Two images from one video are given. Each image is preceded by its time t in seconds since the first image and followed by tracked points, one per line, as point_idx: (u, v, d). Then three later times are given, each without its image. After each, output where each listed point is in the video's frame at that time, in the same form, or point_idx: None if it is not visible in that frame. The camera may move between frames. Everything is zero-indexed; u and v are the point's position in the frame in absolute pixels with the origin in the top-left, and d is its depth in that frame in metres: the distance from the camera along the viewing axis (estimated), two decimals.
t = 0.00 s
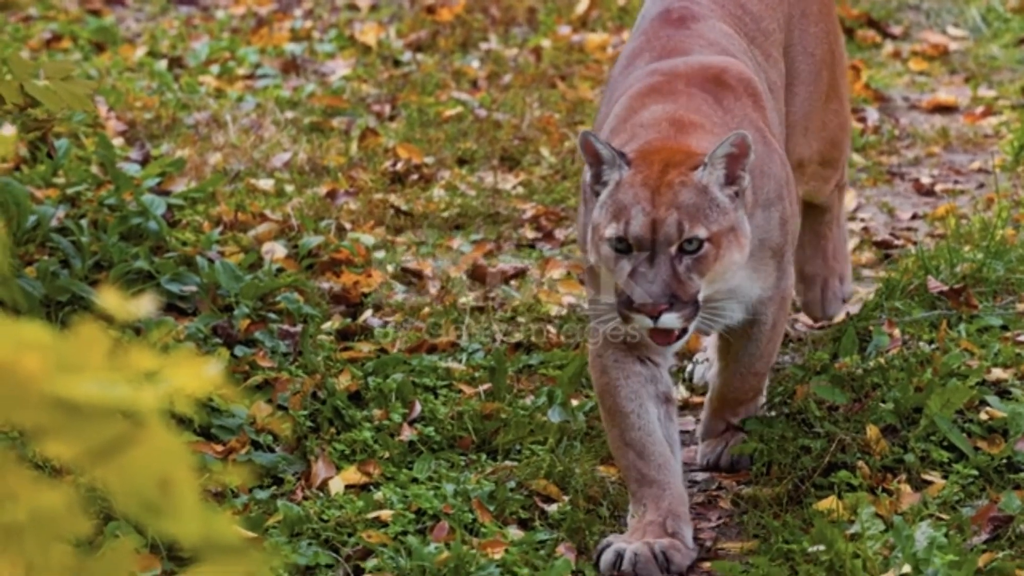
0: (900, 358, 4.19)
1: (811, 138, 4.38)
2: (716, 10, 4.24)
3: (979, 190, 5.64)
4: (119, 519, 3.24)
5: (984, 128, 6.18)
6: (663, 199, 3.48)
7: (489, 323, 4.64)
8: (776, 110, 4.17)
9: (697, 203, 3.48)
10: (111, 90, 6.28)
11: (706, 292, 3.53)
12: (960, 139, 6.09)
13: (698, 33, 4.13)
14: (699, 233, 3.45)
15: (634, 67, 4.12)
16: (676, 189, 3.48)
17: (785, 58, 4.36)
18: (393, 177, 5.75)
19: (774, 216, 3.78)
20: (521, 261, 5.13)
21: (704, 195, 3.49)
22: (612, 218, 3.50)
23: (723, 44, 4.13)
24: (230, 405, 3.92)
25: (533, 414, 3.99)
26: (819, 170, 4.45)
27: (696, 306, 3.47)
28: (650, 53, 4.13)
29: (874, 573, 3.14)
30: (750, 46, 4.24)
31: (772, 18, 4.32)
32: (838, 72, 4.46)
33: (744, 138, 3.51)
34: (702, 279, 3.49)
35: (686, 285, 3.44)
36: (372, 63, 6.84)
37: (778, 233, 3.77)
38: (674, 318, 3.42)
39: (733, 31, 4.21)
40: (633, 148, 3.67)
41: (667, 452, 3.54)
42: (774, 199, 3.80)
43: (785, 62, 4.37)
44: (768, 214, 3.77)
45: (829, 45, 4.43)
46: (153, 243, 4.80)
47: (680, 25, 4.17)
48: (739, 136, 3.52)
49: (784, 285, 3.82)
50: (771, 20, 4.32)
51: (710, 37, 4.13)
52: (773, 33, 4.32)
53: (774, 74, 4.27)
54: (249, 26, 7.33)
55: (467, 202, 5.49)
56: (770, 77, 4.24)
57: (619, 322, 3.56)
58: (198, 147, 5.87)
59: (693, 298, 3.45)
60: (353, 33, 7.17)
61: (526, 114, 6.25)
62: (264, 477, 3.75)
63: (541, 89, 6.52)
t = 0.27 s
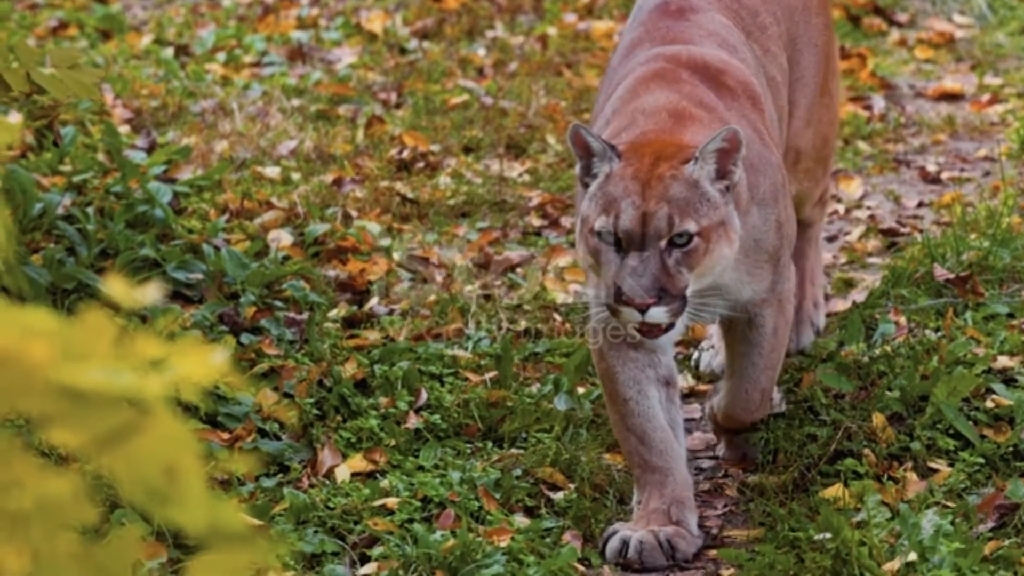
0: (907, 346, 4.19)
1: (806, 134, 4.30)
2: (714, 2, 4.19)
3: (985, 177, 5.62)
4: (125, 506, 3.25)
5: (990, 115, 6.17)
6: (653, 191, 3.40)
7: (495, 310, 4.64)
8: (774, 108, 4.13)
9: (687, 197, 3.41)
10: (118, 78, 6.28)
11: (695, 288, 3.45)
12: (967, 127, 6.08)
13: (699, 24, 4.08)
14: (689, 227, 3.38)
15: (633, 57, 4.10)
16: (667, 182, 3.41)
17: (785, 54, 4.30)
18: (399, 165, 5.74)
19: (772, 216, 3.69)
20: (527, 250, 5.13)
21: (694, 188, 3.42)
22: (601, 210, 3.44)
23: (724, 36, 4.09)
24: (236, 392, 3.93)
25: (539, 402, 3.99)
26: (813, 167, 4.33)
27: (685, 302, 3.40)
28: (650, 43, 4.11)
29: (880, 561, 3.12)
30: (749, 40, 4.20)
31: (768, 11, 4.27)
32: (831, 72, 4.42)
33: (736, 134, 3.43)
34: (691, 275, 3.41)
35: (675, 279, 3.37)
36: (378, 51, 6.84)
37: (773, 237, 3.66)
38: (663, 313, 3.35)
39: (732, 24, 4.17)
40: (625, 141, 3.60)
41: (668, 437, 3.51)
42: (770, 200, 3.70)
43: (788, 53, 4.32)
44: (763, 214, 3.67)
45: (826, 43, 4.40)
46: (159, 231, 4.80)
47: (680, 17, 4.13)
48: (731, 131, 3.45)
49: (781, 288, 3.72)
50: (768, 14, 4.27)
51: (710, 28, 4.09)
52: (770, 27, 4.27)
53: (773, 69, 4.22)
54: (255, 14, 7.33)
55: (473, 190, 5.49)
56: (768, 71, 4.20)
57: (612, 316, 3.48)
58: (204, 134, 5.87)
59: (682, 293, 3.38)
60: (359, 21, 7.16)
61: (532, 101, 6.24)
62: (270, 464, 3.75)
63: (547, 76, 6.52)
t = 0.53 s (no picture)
0: (913, 333, 4.19)
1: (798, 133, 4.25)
2: None
3: (992, 165, 5.61)
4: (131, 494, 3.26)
5: (996, 103, 6.16)
6: (644, 172, 3.39)
7: (501, 298, 4.64)
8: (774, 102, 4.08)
9: (678, 177, 3.39)
10: (124, 66, 6.28)
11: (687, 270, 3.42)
12: (973, 115, 6.07)
13: (700, 17, 4.05)
14: (679, 208, 3.35)
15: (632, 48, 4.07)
16: (658, 162, 3.39)
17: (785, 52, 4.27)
18: (405, 153, 5.74)
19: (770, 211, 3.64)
20: (533, 237, 5.13)
21: (685, 169, 3.40)
22: (593, 190, 3.42)
23: (727, 30, 4.07)
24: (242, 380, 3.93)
25: (545, 389, 4.00)
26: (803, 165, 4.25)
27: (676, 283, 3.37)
28: (652, 33, 4.07)
29: (886, 548, 3.13)
30: (749, 35, 4.17)
31: (767, 9, 4.25)
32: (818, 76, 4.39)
33: (728, 115, 3.41)
34: (682, 256, 3.38)
35: (665, 260, 3.35)
36: (384, 39, 6.84)
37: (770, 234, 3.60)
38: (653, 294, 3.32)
39: (734, 18, 4.14)
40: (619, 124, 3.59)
41: (670, 422, 3.52)
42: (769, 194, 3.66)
43: (790, 53, 4.30)
44: (763, 208, 3.61)
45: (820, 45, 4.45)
46: (165, 219, 4.80)
47: (681, 9, 4.09)
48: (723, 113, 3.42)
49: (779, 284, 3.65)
50: (766, 11, 4.24)
51: (712, 21, 4.06)
52: (768, 25, 4.23)
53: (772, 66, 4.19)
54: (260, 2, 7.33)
55: (479, 177, 5.49)
56: (767, 69, 4.16)
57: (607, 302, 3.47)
58: (211, 123, 5.88)
59: (673, 274, 3.36)
60: (365, 9, 7.16)
61: (538, 89, 6.24)
62: (276, 452, 3.76)
63: (553, 64, 6.52)
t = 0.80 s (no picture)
0: (920, 317, 4.18)
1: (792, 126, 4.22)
2: None
3: (999, 149, 5.60)
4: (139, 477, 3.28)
5: (1003, 87, 6.15)
6: (639, 145, 3.35)
7: (508, 282, 4.64)
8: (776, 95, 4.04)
9: (674, 150, 3.35)
10: (131, 50, 6.28)
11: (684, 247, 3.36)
12: (980, 99, 6.06)
13: (707, 8, 4.00)
14: (676, 180, 3.31)
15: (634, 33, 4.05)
16: (653, 136, 3.36)
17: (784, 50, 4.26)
18: (412, 137, 5.73)
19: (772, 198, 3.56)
20: (540, 221, 5.13)
21: (680, 142, 3.36)
22: (588, 164, 3.38)
23: (732, 22, 4.04)
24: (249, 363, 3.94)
25: (552, 372, 4.00)
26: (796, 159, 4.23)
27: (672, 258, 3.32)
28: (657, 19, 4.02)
29: (893, 531, 3.14)
30: (753, 30, 4.15)
31: (768, 6, 4.23)
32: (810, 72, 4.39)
33: (723, 88, 3.38)
34: (679, 231, 3.33)
35: (661, 234, 3.30)
36: (391, 23, 6.83)
37: (771, 222, 3.51)
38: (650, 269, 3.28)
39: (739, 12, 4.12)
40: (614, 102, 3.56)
41: (674, 405, 3.51)
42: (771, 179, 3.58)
43: (787, 51, 4.27)
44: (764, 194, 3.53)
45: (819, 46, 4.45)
46: (173, 202, 4.81)
47: None
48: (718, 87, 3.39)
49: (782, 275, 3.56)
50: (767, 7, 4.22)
51: (718, 12, 4.02)
52: (770, 21, 4.21)
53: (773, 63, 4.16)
54: None
55: (486, 161, 5.49)
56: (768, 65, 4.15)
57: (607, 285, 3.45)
58: (218, 107, 5.87)
59: (670, 248, 3.31)
60: None
61: (545, 73, 6.24)
62: (283, 435, 3.77)
63: (560, 49, 6.52)
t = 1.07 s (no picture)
0: (927, 300, 4.17)
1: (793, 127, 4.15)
2: None
3: (1006, 132, 5.59)
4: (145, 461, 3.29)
5: (1011, 70, 6.13)
6: (635, 122, 3.34)
7: (515, 265, 4.64)
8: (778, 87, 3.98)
9: (670, 126, 3.33)
10: (138, 33, 6.27)
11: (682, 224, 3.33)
12: (987, 82, 6.04)
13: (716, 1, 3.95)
14: (673, 155, 3.29)
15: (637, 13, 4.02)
16: (648, 112, 3.34)
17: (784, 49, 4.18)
18: (419, 120, 5.72)
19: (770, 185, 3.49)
20: (547, 204, 5.12)
21: (676, 118, 3.34)
22: (584, 141, 3.37)
23: (741, 16, 3.98)
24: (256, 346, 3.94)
25: (559, 355, 4.01)
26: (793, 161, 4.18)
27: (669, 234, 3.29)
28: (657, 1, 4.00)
29: (900, 515, 3.13)
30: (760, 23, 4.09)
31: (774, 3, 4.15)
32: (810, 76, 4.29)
33: (719, 63, 3.36)
34: (676, 207, 3.30)
35: (658, 210, 3.28)
36: (397, 6, 6.83)
37: (768, 209, 3.45)
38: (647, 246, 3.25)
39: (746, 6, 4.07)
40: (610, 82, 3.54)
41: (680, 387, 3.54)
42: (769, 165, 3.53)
43: (787, 49, 4.22)
44: (762, 181, 3.47)
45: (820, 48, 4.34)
46: (180, 185, 4.81)
47: None
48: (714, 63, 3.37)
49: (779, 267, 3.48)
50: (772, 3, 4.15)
51: (727, 6, 3.97)
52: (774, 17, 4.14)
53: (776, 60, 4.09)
54: None
55: (493, 144, 5.49)
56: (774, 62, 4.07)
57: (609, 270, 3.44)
58: (225, 90, 5.87)
59: (667, 224, 3.28)
60: None
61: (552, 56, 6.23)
62: (290, 419, 3.77)
63: (567, 32, 6.51)
